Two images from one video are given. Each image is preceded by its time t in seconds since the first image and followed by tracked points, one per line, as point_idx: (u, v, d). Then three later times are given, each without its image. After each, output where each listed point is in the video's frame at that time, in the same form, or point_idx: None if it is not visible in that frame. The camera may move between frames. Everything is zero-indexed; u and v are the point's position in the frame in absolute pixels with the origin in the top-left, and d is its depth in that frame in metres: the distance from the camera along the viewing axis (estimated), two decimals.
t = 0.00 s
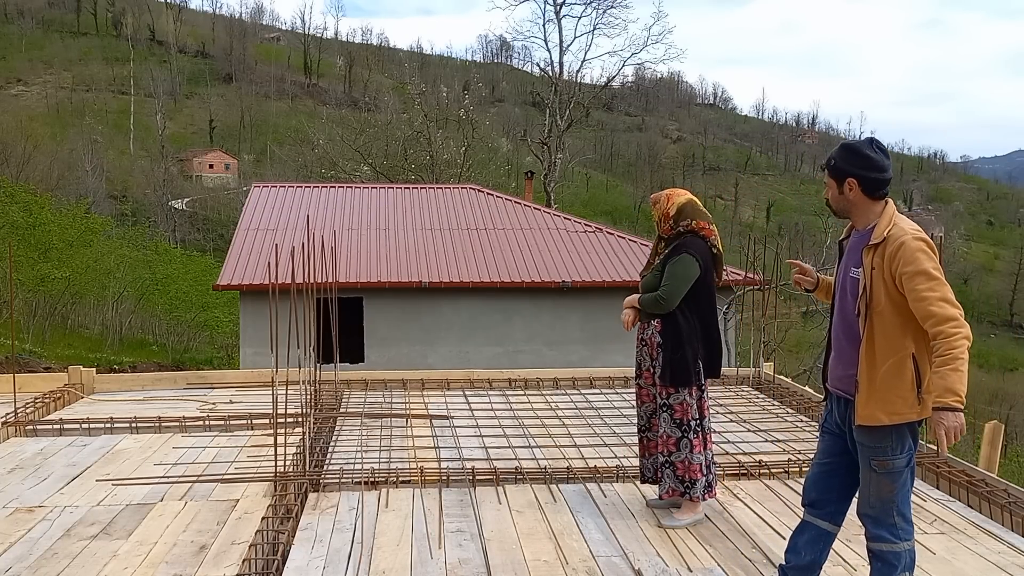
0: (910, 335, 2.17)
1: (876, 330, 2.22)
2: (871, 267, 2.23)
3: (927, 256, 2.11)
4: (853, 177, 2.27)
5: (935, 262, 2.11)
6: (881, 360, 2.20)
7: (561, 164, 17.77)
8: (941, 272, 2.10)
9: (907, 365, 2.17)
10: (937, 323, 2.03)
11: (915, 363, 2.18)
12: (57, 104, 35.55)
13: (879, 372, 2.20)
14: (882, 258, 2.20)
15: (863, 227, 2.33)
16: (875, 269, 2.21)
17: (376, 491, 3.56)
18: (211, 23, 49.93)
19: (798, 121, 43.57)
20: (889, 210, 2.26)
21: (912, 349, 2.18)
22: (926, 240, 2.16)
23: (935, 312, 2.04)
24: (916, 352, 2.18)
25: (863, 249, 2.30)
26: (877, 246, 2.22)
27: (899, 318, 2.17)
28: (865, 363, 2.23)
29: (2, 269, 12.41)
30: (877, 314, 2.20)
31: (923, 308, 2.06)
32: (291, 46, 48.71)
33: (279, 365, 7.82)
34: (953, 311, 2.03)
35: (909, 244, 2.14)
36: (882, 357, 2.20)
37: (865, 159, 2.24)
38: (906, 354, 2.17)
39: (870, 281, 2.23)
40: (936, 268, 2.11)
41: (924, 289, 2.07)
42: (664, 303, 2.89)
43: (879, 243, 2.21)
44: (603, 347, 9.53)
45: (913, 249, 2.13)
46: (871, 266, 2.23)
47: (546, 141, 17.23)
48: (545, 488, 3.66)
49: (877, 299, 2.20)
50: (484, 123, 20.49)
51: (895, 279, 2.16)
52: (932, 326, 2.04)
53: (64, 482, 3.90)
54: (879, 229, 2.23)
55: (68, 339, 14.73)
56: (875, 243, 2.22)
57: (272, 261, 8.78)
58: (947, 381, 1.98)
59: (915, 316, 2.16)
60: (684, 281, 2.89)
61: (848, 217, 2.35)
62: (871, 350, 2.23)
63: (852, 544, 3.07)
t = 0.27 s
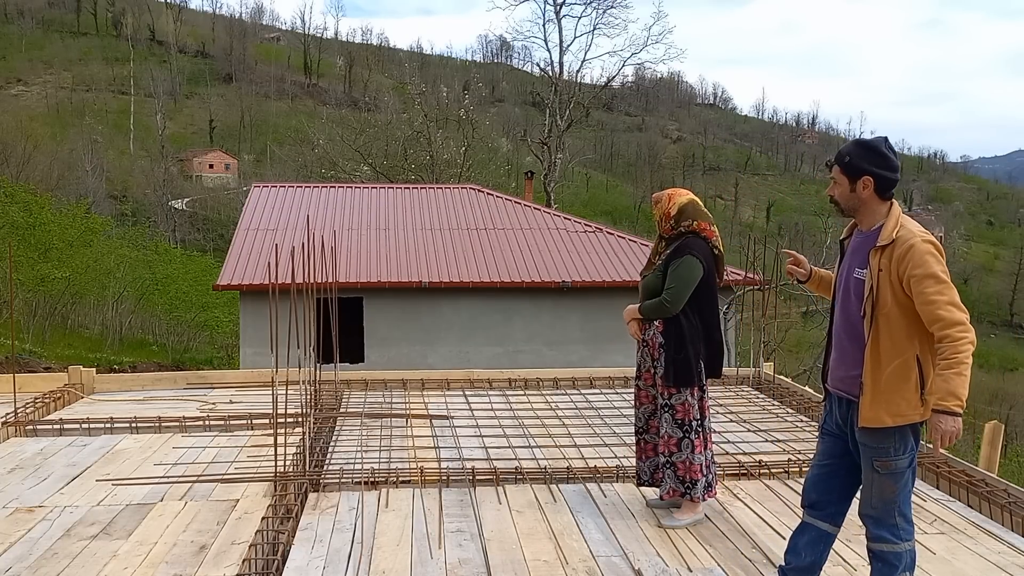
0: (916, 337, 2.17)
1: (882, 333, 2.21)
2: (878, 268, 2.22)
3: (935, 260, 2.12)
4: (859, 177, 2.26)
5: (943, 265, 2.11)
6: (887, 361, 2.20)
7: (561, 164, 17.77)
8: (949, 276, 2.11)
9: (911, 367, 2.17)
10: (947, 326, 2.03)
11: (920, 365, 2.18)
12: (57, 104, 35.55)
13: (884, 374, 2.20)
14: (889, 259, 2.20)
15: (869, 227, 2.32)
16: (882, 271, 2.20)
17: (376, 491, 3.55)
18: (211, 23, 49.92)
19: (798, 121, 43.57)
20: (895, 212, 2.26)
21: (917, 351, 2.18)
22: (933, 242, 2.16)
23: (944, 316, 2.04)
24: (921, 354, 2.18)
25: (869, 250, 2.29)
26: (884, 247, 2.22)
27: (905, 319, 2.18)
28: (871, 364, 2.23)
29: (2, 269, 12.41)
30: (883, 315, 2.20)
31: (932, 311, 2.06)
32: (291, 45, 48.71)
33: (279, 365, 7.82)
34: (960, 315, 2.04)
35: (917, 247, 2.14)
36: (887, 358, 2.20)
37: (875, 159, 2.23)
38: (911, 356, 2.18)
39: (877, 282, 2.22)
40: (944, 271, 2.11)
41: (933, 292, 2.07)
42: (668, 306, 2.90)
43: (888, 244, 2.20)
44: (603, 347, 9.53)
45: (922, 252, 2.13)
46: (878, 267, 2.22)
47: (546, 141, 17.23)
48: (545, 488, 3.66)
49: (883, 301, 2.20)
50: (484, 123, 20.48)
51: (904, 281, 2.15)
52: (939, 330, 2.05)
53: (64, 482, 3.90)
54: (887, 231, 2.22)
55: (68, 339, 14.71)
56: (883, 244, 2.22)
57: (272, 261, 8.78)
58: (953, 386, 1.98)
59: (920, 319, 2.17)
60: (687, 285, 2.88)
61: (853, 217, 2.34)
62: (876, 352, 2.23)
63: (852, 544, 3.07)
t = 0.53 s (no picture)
0: (920, 339, 2.18)
1: (886, 334, 2.21)
2: (882, 269, 2.21)
3: (941, 262, 2.12)
4: (864, 177, 2.25)
5: (948, 267, 2.12)
6: (890, 362, 2.20)
7: (561, 164, 17.77)
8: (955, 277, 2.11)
9: (915, 368, 2.18)
10: (953, 328, 2.04)
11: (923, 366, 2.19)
12: (57, 104, 35.54)
13: (887, 375, 2.20)
14: (895, 261, 2.20)
15: (872, 227, 2.32)
16: (886, 272, 2.20)
17: (376, 491, 3.55)
18: (211, 23, 49.91)
19: (798, 121, 43.56)
20: (899, 212, 2.26)
21: (920, 353, 2.18)
22: (938, 243, 2.16)
23: (949, 317, 2.05)
24: (924, 356, 2.18)
25: (873, 250, 2.28)
26: (889, 248, 2.21)
27: (909, 321, 2.18)
28: (874, 365, 2.22)
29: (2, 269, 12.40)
30: (887, 316, 2.20)
31: (937, 313, 2.06)
32: (291, 45, 48.71)
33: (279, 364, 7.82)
34: (966, 317, 2.04)
35: (923, 249, 2.14)
36: (892, 359, 2.20)
37: (880, 158, 2.23)
38: (914, 357, 2.18)
39: (880, 284, 2.22)
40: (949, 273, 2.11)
41: (938, 294, 2.07)
42: (667, 307, 2.90)
43: (892, 245, 2.20)
44: (603, 347, 9.52)
45: (929, 253, 2.12)
46: (884, 266, 2.21)
47: (546, 141, 17.23)
48: (545, 488, 3.66)
49: (887, 302, 2.20)
50: (484, 123, 20.48)
51: (909, 282, 2.15)
52: (944, 332, 2.05)
53: (64, 482, 3.90)
54: (892, 231, 2.21)
55: (68, 339, 14.70)
56: (888, 245, 2.21)
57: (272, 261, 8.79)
58: (957, 389, 1.99)
59: (925, 320, 2.17)
60: (686, 286, 2.89)
61: (857, 216, 2.34)
62: (879, 352, 2.22)
63: (852, 544, 3.07)
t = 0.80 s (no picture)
0: (914, 340, 2.18)
1: (880, 336, 2.21)
2: (877, 272, 2.21)
3: (936, 264, 2.11)
4: (857, 179, 2.25)
5: (942, 269, 2.11)
6: (885, 364, 2.20)
7: (561, 164, 17.78)
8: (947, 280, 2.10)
9: (909, 370, 2.18)
10: (944, 333, 2.04)
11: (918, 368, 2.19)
12: (57, 104, 35.53)
13: (881, 378, 2.20)
14: (887, 262, 2.20)
15: (868, 228, 2.32)
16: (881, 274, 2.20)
17: (376, 491, 3.56)
18: (211, 23, 49.90)
19: (798, 121, 43.58)
20: (893, 214, 2.26)
21: (914, 355, 2.18)
22: (933, 245, 2.15)
23: (941, 321, 2.05)
24: (918, 358, 2.19)
25: (868, 252, 2.28)
26: (883, 251, 2.21)
27: (903, 323, 2.18)
28: (868, 367, 2.23)
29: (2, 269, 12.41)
30: (881, 319, 2.20)
31: (931, 318, 2.06)
32: (291, 46, 48.70)
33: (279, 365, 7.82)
34: (959, 321, 2.04)
35: (916, 251, 2.13)
36: (886, 361, 2.20)
37: (872, 161, 2.22)
38: (908, 358, 2.18)
39: (874, 286, 2.22)
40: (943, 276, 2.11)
41: (931, 297, 2.07)
42: (666, 308, 2.91)
43: (886, 247, 2.19)
44: (603, 346, 9.52)
45: (921, 256, 2.12)
46: (877, 269, 2.22)
47: (546, 141, 17.23)
48: (546, 488, 3.66)
49: (881, 305, 2.20)
50: (484, 123, 20.48)
51: (902, 285, 2.15)
52: (937, 335, 2.05)
53: (64, 482, 3.90)
54: (885, 234, 2.21)
55: (68, 339, 14.68)
56: (881, 247, 2.21)
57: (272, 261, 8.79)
58: (948, 393, 2.00)
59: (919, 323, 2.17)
60: (686, 287, 2.89)
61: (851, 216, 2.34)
62: (873, 354, 2.23)
63: (852, 544, 3.07)
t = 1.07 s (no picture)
0: (898, 340, 2.19)
1: (866, 337, 2.22)
2: (860, 273, 2.22)
3: (919, 263, 2.12)
4: (838, 181, 2.26)
5: (925, 268, 2.13)
6: (871, 364, 2.21)
7: (561, 164, 17.77)
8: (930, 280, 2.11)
9: (894, 370, 2.19)
10: (927, 332, 2.05)
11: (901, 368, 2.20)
12: (57, 104, 35.53)
13: (868, 379, 2.21)
14: (870, 264, 2.20)
15: (848, 231, 2.33)
16: (864, 275, 2.21)
17: (376, 491, 3.56)
18: (211, 23, 49.91)
19: (798, 121, 43.58)
20: (875, 215, 2.27)
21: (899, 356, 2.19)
22: (915, 244, 2.17)
23: (924, 320, 2.05)
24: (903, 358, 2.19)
25: (850, 254, 2.29)
26: (866, 252, 2.22)
27: (889, 323, 2.19)
28: (855, 367, 2.23)
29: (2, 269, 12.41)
30: (867, 320, 2.20)
31: (915, 317, 2.07)
32: (292, 46, 48.67)
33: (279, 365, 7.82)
34: (943, 318, 2.05)
35: (900, 251, 2.15)
36: (872, 362, 2.21)
37: (852, 163, 2.23)
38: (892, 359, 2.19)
39: (859, 286, 2.22)
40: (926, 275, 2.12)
41: (915, 296, 2.08)
42: (667, 308, 2.91)
43: (870, 248, 2.20)
44: (603, 346, 9.52)
45: (904, 256, 2.13)
46: (860, 270, 2.22)
47: (546, 141, 17.22)
48: (545, 488, 3.66)
49: (865, 306, 2.20)
50: (484, 123, 20.47)
51: (886, 285, 2.16)
52: (920, 334, 2.06)
53: (65, 482, 3.90)
54: (869, 235, 2.22)
55: (68, 339, 14.68)
56: (864, 249, 2.22)
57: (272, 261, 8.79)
58: (931, 391, 2.00)
59: (902, 323, 2.18)
60: (687, 287, 2.89)
61: (831, 219, 2.34)
62: (860, 356, 2.23)
63: (852, 544, 3.07)
